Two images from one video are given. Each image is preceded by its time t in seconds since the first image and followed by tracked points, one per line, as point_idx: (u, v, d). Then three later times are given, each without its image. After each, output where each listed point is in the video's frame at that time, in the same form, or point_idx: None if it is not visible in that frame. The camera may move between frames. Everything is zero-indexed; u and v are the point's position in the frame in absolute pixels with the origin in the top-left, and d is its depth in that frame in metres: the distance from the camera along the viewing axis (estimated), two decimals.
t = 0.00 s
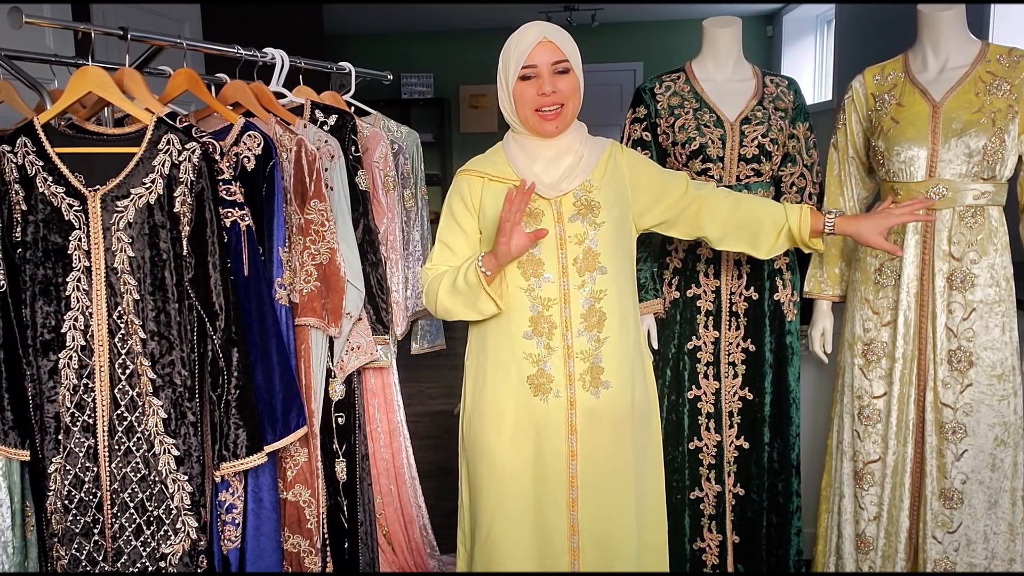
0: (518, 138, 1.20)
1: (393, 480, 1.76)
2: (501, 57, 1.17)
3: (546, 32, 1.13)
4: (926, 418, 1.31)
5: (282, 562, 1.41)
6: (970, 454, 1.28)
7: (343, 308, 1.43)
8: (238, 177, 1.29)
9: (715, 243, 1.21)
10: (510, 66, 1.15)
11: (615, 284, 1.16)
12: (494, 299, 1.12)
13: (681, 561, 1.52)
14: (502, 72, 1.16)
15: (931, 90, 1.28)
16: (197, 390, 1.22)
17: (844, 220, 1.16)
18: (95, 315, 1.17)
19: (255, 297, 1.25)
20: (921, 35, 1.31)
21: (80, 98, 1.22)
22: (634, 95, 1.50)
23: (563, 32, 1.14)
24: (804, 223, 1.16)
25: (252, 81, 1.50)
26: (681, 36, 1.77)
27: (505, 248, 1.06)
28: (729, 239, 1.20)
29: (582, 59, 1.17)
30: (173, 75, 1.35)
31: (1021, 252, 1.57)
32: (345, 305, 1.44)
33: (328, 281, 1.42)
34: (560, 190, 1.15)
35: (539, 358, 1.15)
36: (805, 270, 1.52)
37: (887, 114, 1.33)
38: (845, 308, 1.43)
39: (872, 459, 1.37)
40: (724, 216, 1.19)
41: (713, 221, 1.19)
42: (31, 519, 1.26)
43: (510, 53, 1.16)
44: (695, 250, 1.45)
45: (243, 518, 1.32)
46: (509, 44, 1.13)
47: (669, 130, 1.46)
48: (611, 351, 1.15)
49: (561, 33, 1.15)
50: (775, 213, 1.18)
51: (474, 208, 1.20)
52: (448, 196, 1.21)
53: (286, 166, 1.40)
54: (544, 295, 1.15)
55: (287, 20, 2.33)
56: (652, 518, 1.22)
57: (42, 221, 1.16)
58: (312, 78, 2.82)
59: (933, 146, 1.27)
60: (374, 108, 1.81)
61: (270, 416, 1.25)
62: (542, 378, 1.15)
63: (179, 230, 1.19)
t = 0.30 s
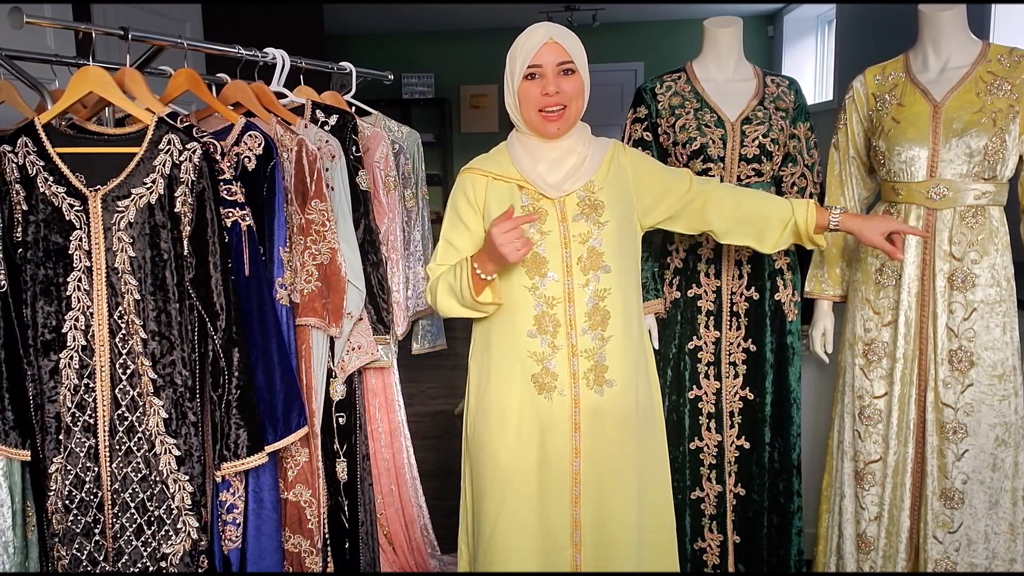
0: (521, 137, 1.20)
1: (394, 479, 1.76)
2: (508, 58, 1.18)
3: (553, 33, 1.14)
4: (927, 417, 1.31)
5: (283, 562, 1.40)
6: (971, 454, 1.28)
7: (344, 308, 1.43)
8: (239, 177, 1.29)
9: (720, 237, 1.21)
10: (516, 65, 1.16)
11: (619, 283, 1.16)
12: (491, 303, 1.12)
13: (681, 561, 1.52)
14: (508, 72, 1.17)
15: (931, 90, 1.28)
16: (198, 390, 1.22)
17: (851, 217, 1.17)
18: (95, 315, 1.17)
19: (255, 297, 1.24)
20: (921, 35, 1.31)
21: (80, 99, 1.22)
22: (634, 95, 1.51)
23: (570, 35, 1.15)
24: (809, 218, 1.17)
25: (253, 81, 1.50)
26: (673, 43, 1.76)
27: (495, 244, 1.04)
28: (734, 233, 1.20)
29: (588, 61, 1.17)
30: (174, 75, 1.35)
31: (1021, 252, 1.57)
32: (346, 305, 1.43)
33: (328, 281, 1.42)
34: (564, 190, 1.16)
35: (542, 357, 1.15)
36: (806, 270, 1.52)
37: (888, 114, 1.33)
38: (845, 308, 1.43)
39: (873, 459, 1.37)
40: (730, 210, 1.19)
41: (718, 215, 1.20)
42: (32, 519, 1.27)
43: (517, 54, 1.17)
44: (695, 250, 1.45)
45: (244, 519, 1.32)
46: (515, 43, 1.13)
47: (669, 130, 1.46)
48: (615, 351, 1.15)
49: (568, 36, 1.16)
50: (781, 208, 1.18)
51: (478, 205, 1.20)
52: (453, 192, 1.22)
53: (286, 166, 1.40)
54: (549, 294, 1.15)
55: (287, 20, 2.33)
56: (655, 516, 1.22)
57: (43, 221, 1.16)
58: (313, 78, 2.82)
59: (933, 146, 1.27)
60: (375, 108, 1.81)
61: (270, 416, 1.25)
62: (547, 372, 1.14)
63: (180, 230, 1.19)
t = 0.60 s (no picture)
0: (526, 138, 1.19)
1: (394, 479, 1.77)
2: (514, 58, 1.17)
3: (560, 38, 1.12)
4: (927, 418, 1.31)
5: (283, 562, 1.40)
6: (972, 454, 1.28)
7: (345, 308, 1.43)
8: (239, 177, 1.28)
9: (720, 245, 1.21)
10: (522, 69, 1.15)
11: (624, 282, 1.17)
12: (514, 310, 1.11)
13: (682, 561, 1.52)
14: (514, 74, 1.16)
15: (932, 91, 1.28)
16: (198, 390, 1.22)
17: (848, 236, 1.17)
18: (96, 314, 1.17)
19: (256, 297, 1.24)
20: (921, 35, 1.31)
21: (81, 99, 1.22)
22: (635, 95, 1.51)
23: (577, 38, 1.14)
24: (807, 232, 1.17)
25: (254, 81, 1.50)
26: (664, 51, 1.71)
27: (540, 251, 1.05)
28: (733, 242, 1.20)
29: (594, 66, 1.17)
30: (175, 75, 1.34)
31: (1022, 252, 1.57)
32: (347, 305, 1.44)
33: (329, 281, 1.42)
34: (572, 189, 1.15)
35: (549, 355, 1.15)
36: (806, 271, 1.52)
37: (888, 114, 1.33)
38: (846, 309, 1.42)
39: (874, 459, 1.37)
40: (730, 219, 1.19)
41: (719, 223, 1.20)
42: (32, 519, 1.27)
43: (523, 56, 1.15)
44: (695, 250, 1.45)
45: (245, 518, 1.31)
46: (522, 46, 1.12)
47: (670, 130, 1.46)
48: (621, 349, 1.16)
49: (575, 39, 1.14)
50: (780, 219, 1.18)
51: (484, 204, 1.18)
52: (458, 194, 1.19)
53: (286, 166, 1.40)
54: (555, 292, 1.15)
55: (288, 20, 2.33)
56: (659, 515, 1.22)
57: (43, 221, 1.16)
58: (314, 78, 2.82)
59: (934, 146, 1.27)
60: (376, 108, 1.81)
61: (271, 416, 1.25)
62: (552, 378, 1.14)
63: (181, 230, 1.19)
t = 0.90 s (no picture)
0: (528, 141, 1.19)
1: (395, 480, 1.77)
2: (520, 62, 1.16)
3: (568, 45, 1.12)
4: (929, 417, 1.31)
5: (284, 562, 1.40)
6: (973, 454, 1.28)
7: (346, 308, 1.43)
8: (240, 177, 1.28)
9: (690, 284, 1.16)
10: (528, 73, 1.14)
11: (624, 284, 1.18)
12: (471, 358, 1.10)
13: (683, 561, 1.52)
14: (520, 78, 1.15)
15: (933, 90, 1.28)
16: (199, 390, 1.22)
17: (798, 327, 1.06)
18: (97, 315, 1.17)
19: (257, 297, 1.25)
20: (922, 35, 1.31)
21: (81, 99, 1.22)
22: (636, 95, 1.52)
23: (584, 45, 1.14)
24: (783, 325, 1.05)
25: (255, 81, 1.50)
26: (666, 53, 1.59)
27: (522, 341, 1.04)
28: (699, 290, 1.15)
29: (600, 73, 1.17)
30: (176, 75, 1.34)
31: None
32: (347, 305, 1.44)
33: (330, 281, 1.42)
34: (571, 193, 1.15)
35: (551, 357, 1.14)
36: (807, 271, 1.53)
37: (889, 114, 1.33)
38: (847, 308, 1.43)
39: (875, 459, 1.37)
40: (704, 267, 1.14)
41: (695, 264, 1.15)
42: (34, 519, 1.27)
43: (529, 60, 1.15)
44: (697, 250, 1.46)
45: (246, 518, 1.32)
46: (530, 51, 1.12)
47: (671, 130, 1.47)
48: (623, 351, 1.16)
49: (583, 45, 1.14)
50: (759, 295, 1.09)
51: (483, 207, 1.18)
52: (458, 199, 1.19)
53: (287, 166, 1.40)
54: (555, 294, 1.15)
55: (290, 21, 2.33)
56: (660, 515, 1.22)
57: (44, 221, 1.16)
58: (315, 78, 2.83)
59: (935, 146, 1.27)
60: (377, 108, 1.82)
61: (272, 416, 1.25)
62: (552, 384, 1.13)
63: (181, 231, 1.19)
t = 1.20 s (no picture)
0: (523, 137, 1.18)
1: (397, 480, 1.77)
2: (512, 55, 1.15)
3: (558, 37, 1.11)
4: (929, 417, 1.31)
5: (285, 562, 1.41)
6: (974, 454, 1.28)
7: (346, 309, 1.43)
8: (240, 177, 1.28)
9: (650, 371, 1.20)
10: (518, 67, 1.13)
11: (619, 293, 1.17)
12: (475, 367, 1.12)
13: (683, 561, 1.52)
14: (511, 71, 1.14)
15: (934, 90, 1.28)
16: (200, 390, 1.22)
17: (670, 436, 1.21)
18: (98, 315, 1.17)
19: (257, 297, 1.24)
20: (922, 35, 1.31)
21: (82, 99, 1.22)
22: (637, 96, 1.53)
23: (574, 36, 1.13)
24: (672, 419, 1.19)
25: (255, 81, 1.50)
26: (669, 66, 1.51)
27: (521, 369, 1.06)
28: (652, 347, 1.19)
29: (593, 64, 1.15)
30: (177, 75, 1.35)
31: None
32: (348, 305, 1.44)
33: (331, 281, 1.42)
34: (567, 195, 1.14)
35: (540, 362, 1.15)
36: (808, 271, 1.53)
37: (890, 114, 1.33)
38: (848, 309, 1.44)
39: (876, 459, 1.37)
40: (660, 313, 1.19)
41: (661, 353, 1.19)
42: (35, 519, 1.27)
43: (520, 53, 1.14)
44: (698, 250, 1.46)
45: (246, 519, 1.31)
46: (519, 45, 1.11)
47: (671, 130, 1.47)
48: (615, 359, 1.15)
49: (573, 37, 1.13)
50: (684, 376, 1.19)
51: (480, 210, 1.17)
52: (456, 197, 1.20)
53: (290, 167, 1.40)
54: (547, 300, 1.15)
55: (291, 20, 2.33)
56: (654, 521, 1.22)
57: (46, 221, 1.16)
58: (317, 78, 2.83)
59: (936, 146, 1.27)
60: (378, 108, 1.82)
61: (273, 416, 1.25)
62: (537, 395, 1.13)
63: (182, 231, 1.19)
